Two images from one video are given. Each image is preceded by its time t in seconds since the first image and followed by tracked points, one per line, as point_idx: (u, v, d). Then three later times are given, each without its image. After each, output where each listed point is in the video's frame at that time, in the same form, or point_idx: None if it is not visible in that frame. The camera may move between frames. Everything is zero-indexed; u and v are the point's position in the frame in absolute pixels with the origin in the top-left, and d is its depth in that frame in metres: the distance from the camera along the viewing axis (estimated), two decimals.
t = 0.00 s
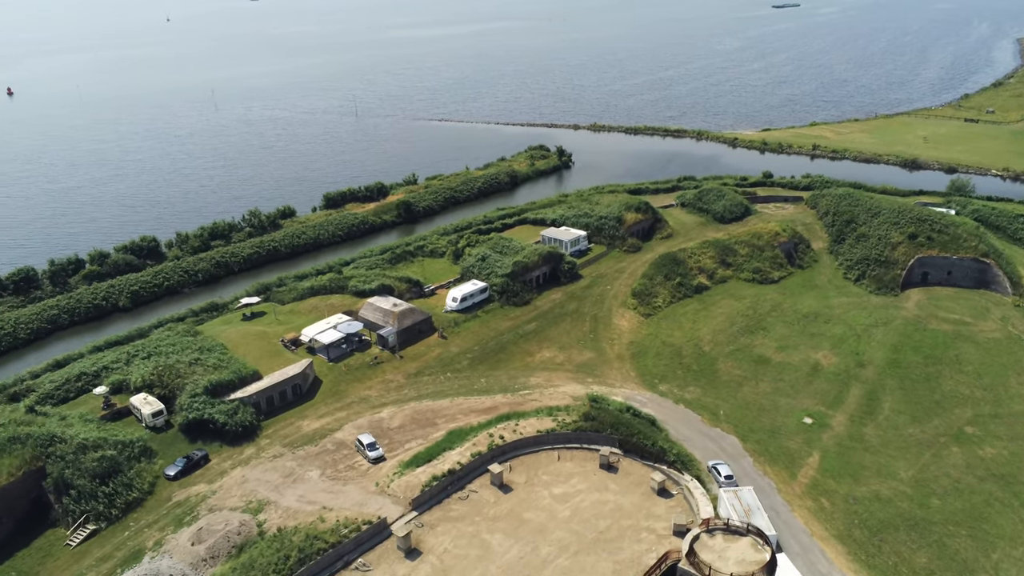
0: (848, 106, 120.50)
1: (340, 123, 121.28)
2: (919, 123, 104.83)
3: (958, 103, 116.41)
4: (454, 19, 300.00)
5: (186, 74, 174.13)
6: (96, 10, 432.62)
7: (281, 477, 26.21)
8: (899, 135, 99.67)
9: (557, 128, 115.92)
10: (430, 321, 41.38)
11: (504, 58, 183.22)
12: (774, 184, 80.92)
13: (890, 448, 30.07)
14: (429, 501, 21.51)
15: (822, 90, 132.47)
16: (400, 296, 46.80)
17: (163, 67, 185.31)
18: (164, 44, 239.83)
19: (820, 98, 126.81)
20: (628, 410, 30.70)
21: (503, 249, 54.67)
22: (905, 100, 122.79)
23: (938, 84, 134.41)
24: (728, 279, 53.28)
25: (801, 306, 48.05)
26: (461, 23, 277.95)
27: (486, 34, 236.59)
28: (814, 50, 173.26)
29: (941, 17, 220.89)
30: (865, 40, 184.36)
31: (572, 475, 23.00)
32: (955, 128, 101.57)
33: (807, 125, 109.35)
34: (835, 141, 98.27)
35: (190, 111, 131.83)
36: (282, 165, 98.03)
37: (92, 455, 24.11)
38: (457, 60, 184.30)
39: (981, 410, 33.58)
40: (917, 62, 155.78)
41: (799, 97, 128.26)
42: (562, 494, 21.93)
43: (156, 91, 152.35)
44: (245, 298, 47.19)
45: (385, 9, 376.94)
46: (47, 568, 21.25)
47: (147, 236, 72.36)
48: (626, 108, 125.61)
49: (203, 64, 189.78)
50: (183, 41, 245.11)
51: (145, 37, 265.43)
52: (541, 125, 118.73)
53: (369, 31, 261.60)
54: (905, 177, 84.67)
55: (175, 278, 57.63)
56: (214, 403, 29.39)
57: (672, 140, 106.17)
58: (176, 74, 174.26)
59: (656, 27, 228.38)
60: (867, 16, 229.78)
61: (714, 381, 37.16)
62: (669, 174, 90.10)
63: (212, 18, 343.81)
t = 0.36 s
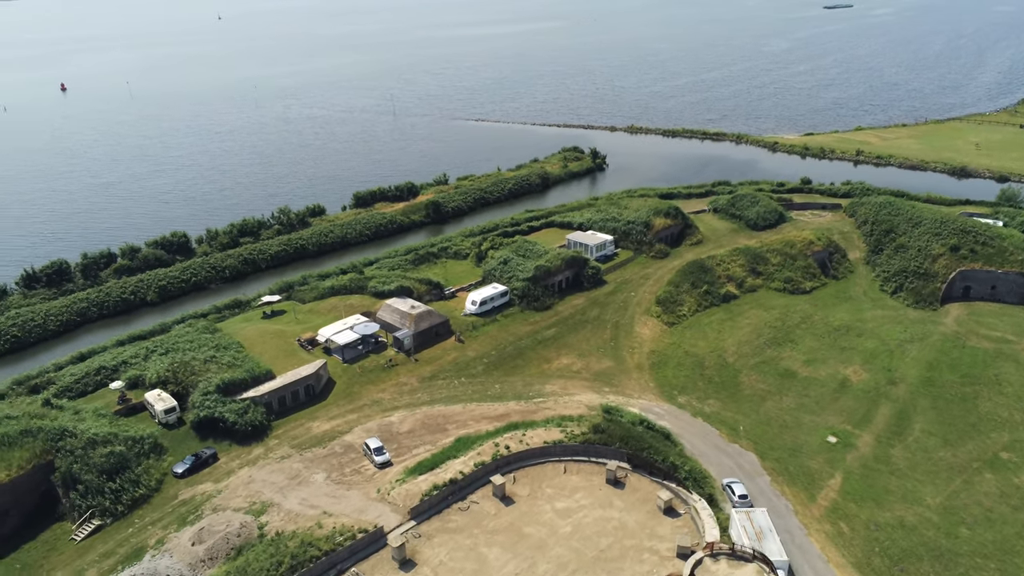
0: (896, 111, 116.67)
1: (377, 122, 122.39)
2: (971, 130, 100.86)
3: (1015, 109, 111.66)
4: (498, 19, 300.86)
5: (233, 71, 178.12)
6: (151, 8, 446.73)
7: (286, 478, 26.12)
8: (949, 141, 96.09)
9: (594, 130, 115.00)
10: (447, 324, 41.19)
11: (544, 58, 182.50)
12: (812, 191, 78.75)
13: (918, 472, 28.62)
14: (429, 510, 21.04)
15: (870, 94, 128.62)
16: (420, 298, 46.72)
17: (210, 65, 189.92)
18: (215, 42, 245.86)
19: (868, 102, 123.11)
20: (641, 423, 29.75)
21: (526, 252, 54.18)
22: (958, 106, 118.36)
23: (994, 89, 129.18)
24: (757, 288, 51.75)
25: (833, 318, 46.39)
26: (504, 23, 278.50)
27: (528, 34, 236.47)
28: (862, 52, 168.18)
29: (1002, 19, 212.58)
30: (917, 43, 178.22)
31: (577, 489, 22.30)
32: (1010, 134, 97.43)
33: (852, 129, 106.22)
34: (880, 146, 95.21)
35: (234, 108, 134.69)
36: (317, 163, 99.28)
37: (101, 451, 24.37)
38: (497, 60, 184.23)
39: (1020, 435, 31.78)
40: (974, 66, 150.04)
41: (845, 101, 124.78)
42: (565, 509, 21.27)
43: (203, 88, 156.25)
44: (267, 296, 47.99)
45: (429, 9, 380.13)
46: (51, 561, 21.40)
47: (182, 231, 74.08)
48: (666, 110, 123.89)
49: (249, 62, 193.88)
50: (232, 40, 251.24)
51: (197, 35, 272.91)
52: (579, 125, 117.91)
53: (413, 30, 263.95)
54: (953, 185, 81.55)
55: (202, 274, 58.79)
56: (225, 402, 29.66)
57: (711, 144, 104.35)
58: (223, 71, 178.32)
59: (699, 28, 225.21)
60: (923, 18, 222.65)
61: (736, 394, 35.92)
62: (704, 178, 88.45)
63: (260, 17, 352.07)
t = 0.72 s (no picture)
0: (952, 116, 112.11)
1: (417, 120, 123.06)
2: None
3: None
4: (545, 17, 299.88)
5: (280, 68, 181.53)
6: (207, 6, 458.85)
7: (294, 477, 26.13)
8: (1007, 149, 91.94)
9: (634, 130, 113.53)
10: (466, 326, 40.96)
11: (587, 58, 180.95)
12: (855, 198, 76.22)
13: (947, 498, 27.17)
14: (427, 517, 20.67)
15: (925, 98, 124.00)
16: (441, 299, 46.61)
17: (259, 61, 193.90)
18: (268, 38, 251.23)
19: (922, 106, 118.63)
20: (656, 435, 28.77)
21: (552, 255, 53.57)
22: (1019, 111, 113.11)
23: None
24: (790, 298, 50.03)
25: (867, 332, 44.62)
26: (551, 22, 277.49)
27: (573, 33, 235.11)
28: (920, 55, 162.21)
29: None
30: (978, 46, 170.95)
31: (581, 502, 21.66)
32: None
33: (903, 134, 102.49)
34: (932, 153, 91.65)
35: (279, 104, 137.13)
36: (355, 160, 100.27)
37: (113, 442, 24.75)
38: (541, 58, 183.32)
39: None
40: None
41: (899, 105, 120.58)
42: (567, 523, 20.67)
43: (250, 84, 159.66)
44: (291, 292, 48.58)
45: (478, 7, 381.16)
46: (57, 549, 21.70)
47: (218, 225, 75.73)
48: (709, 112, 121.47)
49: (297, 58, 197.31)
50: (282, 36, 256.07)
51: (251, 32, 279.41)
52: (619, 126, 116.53)
53: (459, 29, 265.08)
54: (1008, 195, 77.93)
55: (232, 268, 59.87)
56: (238, 398, 30.04)
57: (754, 147, 102.03)
58: (271, 68, 181.88)
59: (749, 28, 220.59)
60: (989, 20, 213.61)
61: (760, 407, 34.57)
62: (744, 182, 86.41)
63: (311, 14, 358.47)
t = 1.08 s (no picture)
0: (1017, 121, 106.88)
1: (460, 116, 123.42)
2: None
3: None
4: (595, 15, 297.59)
5: (330, 62, 184.03)
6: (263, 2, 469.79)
7: (304, 472, 26.25)
8: None
9: (678, 130, 111.62)
10: (488, 326, 40.75)
11: (634, 56, 178.58)
12: (903, 206, 73.41)
13: (979, 526, 25.75)
14: (428, 520, 20.40)
15: (988, 102, 118.58)
16: (464, 298, 46.46)
17: (310, 55, 197.00)
18: (322, 33, 255.12)
19: (985, 110, 113.48)
20: (671, 446, 27.80)
21: (580, 256, 52.87)
22: None
23: None
24: (827, 308, 48.16)
25: (906, 345, 42.70)
26: (601, 19, 275.10)
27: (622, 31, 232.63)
28: (986, 56, 155.18)
29: None
30: None
31: (586, 512, 21.11)
32: None
33: (962, 140, 98.27)
34: (991, 159, 87.61)
35: (326, 99, 139.02)
36: (395, 155, 100.97)
37: (129, 430, 25.30)
38: (588, 56, 181.58)
39: None
40: None
41: (960, 109, 115.63)
42: (569, 533, 20.17)
43: (299, 78, 162.33)
44: (318, 285, 49.20)
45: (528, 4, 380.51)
46: (70, 533, 22.19)
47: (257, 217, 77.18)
48: (756, 113, 118.42)
49: (347, 53, 199.83)
50: (334, 32, 260.19)
51: (307, 27, 284.05)
52: (662, 126, 114.59)
53: (508, 25, 265.11)
54: None
55: (265, 260, 60.95)
56: (255, 390, 30.50)
57: (803, 149, 99.32)
58: (321, 62, 184.48)
59: (804, 27, 214.67)
60: None
61: (786, 420, 33.20)
62: (787, 186, 84.07)
63: (363, 10, 363.19)
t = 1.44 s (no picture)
0: None
1: (506, 113, 123.34)
2: None
3: None
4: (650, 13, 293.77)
5: (382, 58, 186.19)
6: None
7: (316, 466, 26.45)
8: None
9: (727, 131, 109.24)
10: (512, 326, 40.49)
11: (686, 55, 175.58)
12: (958, 214, 70.22)
13: (1011, 558, 24.34)
14: (428, 521, 20.22)
15: None
16: (490, 297, 46.15)
17: (364, 51, 199.68)
18: (378, 29, 258.59)
19: None
20: (686, 457, 26.62)
21: (610, 258, 51.89)
22: None
23: None
24: (866, 319, 45.99)
25: (949, 362, 40.58)
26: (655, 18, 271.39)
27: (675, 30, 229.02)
28: None
29: None
30: None
31: (590, 522, 20.61)
32: None
33: None
34: None
35: (376, 94, 140.66)
36: (437, 151, 101.51)
37: (149, 416, 25.95)
38: (639, 55, 179.33)
39: None
40: None
41: None
42: (570, 542, 19.72)
43: (352, 73, 164.74)
44: (348, 279, 49.83)
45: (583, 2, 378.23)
46: (86, 514, 22.82)
47: (297, 210, 78.62)
48: (809, 115, 115.01)
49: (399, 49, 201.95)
50: (389, 27, 263.49)
51: (364, 22, 288.29)
52: (709, 126, 112.31)
53: (561, 23, 263.82)
54: None
55: (300, 252, 61.95)
56: (274, 382, 31.02)
57: (857, 153, 96.20)
58: (374, 58, 186.82)
59: (867, 27, 207.45)
60: None
61: (813, 433, 31.65)
62: (836, 191, 81.37)
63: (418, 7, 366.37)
